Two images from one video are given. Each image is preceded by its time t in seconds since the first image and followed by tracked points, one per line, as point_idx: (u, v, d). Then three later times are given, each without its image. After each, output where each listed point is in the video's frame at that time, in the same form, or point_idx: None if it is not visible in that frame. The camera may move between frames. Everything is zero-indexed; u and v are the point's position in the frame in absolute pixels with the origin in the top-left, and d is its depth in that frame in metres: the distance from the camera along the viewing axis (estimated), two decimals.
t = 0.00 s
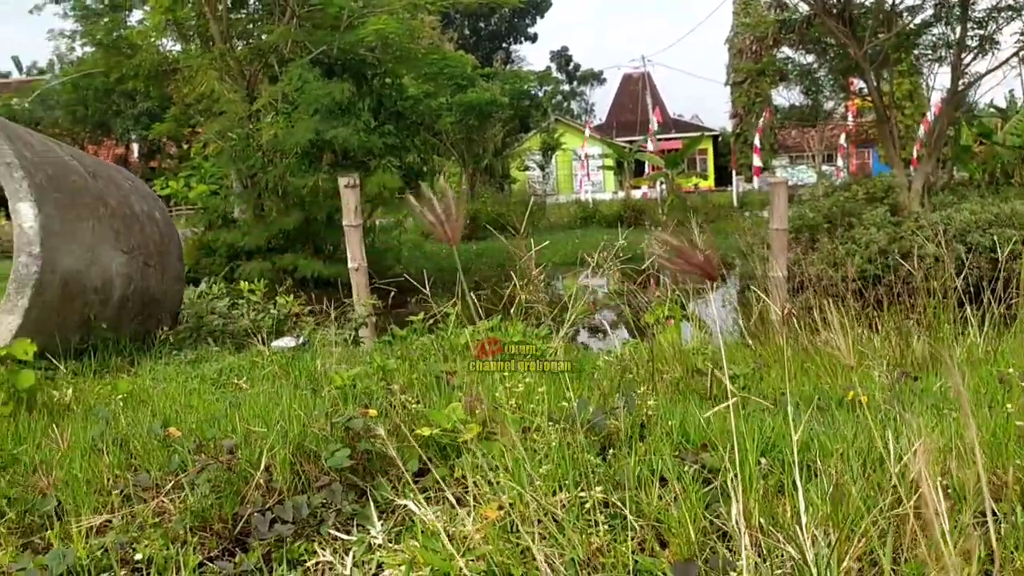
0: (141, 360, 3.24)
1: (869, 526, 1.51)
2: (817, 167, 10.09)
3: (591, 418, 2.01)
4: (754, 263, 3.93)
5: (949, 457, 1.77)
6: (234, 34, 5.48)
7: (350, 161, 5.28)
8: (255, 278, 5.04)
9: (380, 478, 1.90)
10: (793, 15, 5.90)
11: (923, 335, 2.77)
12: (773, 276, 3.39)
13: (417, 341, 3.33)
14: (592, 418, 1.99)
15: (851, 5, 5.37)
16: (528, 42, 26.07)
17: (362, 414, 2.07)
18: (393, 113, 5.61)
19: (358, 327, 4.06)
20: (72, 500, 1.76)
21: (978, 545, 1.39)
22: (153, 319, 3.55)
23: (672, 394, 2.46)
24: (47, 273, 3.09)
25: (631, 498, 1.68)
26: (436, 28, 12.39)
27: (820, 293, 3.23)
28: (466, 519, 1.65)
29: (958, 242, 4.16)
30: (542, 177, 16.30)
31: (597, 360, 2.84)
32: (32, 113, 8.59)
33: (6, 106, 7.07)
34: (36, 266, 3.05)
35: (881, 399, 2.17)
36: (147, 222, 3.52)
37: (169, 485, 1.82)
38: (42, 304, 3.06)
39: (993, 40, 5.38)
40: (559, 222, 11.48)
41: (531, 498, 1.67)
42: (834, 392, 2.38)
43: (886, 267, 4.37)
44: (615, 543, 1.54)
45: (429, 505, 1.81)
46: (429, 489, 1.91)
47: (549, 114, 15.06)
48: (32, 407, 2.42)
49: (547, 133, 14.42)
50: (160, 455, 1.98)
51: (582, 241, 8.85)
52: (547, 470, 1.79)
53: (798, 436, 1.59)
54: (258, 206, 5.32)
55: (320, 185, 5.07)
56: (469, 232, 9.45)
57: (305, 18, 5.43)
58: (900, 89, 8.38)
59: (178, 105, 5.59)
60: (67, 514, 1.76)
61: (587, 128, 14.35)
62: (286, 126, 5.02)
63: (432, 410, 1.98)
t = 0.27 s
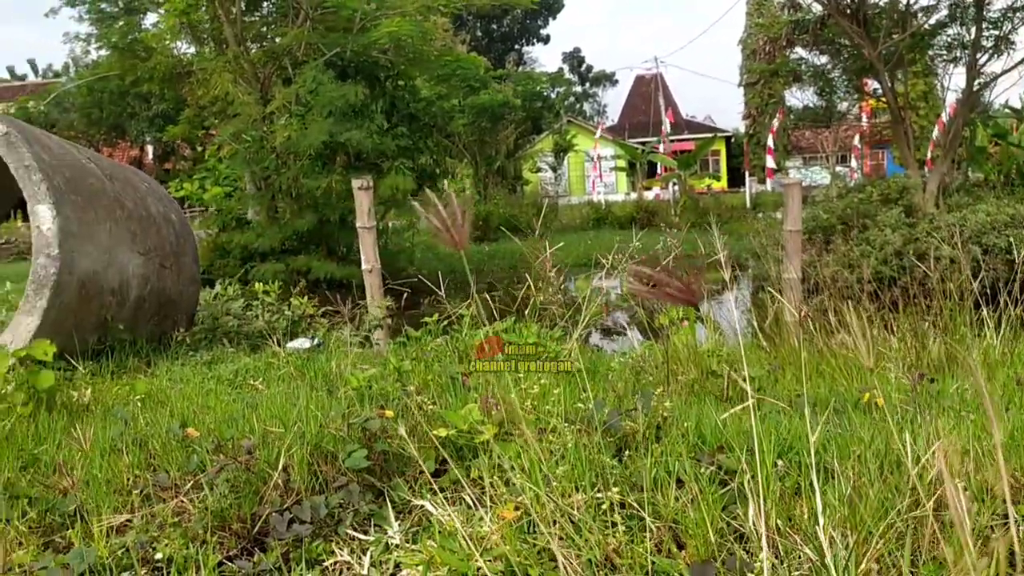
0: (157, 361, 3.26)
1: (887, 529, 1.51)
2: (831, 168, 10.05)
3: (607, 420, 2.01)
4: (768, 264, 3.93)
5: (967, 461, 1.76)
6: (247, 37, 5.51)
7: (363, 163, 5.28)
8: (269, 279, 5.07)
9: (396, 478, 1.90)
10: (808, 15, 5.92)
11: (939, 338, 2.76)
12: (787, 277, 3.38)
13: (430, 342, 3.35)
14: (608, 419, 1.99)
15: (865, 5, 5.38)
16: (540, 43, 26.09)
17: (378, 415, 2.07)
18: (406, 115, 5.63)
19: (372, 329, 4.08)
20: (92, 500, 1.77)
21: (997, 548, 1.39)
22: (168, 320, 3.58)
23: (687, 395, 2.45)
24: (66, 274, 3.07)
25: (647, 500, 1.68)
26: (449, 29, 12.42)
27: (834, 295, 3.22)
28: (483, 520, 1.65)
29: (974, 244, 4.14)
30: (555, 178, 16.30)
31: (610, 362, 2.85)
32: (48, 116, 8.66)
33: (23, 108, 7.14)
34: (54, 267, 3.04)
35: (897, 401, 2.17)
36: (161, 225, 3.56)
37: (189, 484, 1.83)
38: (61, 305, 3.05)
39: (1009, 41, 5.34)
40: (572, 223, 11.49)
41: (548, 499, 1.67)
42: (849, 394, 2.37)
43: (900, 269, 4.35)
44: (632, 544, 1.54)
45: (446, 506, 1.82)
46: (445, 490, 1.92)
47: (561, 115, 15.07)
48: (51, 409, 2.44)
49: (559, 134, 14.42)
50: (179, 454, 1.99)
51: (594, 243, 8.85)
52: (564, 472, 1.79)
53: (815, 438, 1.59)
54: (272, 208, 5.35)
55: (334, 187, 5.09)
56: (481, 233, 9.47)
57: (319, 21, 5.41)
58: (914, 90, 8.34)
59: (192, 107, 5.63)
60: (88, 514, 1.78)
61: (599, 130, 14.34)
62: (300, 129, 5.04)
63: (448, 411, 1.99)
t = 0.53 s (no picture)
0: (165, 364, 3.27)
1: (898, 533, 1.50)
2: (839, 170, 10.03)
3: (613, 422, 2.01)
4: (775, 267, 3.92)
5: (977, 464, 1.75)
6: (255, 40, 5.52)
7: (370, 166, 5.29)
8: (276, 282, 5.08)
9: (404, 481, 1.90)
10: (814, 17, 5.86)
11: (948, 341, 2.75)
12: (794, 280, 3.38)
13: (435, 346, 3.35)
14: (615, 423, 1.99)
15: (872, 7, 5.38)
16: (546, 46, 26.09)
17: (386, 419, 2.07)
18: (413, 117, 5.64)
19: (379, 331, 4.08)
20: (100, 503, 1.78)
21: (1008, 552, 1.38)
22: (175, 322, 3.60)
23: (694, 398, 2.45)
24: (73, 277, 3.07)
25: (653, 502, 1.68)
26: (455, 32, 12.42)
27: (840, 300, 3.22)
28: (489, 523, 1.65)
29: (982, 247, 4.12)
30: (561, 181, 16.29)
31: (618, 366, 2.84)
32: (55, 118, 8.69)
33: (31, 111, 7.16)
34: (61, 270, 3.03)
35: (905, 404, 2.16)
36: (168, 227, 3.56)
37: (196, 487, 1.84)
38: (69, 308, 3.05)
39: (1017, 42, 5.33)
40: (579, 226, 11.47)
41: (554, 501, 1.67)
42: (857, 397, 2.37)
43: (908, 272, 4.34)
44: (639, 549, 1.54)
45: (453, 509, 1.81)
46: (451, 493, 1.92)
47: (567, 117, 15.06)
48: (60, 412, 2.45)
49: (565, 136, 14.42)
50: (187, 457, 2.00)
51: (601, 245, 8.84)
52: (571, 475, 1.78)
53: (822, 441, 1.58)
54: (279, 210, 5.36)
55: (341, 189, 5.09)
56: (488, 236, 9.47)
57: (326, 23, 5.43)
58: (922, 92, 8.32)
59: (200, 110, 5.65)
60: (96, 517, 1.78)
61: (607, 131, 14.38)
62: (307, 131, 5.04)
63: (455, 414, 1.99)
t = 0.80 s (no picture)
0: (172, 368, 3.28)
1: (907, 539, 1.50)
2: (845, 173, 10.01)
3: (621, 428, 2.00)
4: (781, 271, 3.91)
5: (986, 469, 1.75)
6: (261, 44, 5.53)
7: (376, 169, 5.30)
8: (282, 285, 5.09)
9: (411, 485, 1.90)
10: (820, 20, 5.84)
11: (956, 346, 2.74)
12: (801, 284, 3.37)
13: (441, 350, 3.35)
14: (622, 428, 1.99)
15: (879, 10, 5.35)
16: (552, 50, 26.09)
17: (394, 423, 2.08)
18: (419, 121, 5.66)
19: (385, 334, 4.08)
20: (109, 507, 1.78)
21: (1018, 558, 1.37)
22: (183, 325, 3.61)
23: (701, 402, 2.45)
24: (81, 281, 3.07)
25: (661, 507, 1.68)
26: (461, 36, 12.42)
27: (847, 304, 3.21)
28: (497, 528, 1.65)
29: (990, 250, 4.11)
30: (567, 185, 16.28)
31: (625, 370, 2.84)
32: (62, 122, 8.71)
33: (38, 116, 7.18)
34: (70, 273, 3.04)
35: (914, 409, 2.15)
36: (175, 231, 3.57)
37: (205, 492, 1.84)
38: (77, 311, 3.05)
39: None
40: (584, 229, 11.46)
41: (562, 506, 1.67)
42: (865, 402, 2.36)
43: (915, 275, 4.32)
44: (647, 554, 1.54)
45: (461, 514, 1.81)
46: (458, 498, 1.92)
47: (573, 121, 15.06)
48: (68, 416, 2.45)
49: (571, 140, 14.41)
50: (195, 462, 2.00)
51: (607, 248, 8.83)
52: (578, 480, 1.78)
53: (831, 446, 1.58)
54: (285, 214, 5.37)
55: (347, 193, 5.10)
56: (494, 239, 9.46)
57: (332, 27, 5.44)
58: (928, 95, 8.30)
59: (206, 114, 5.66)
60: (105, 521, 1.79)
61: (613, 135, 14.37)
62: (313, 135, 5.05)
63: (463, 419, 1.99)
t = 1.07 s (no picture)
0: (180, 376, 3.28)
1: (918, 550, 1.49)
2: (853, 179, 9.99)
3: (630, 437, 2.00)
4: (789, 277, 3.90)
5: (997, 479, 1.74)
6: (270, 51, 5.55)
7: (384, 176, 5.32)
8: (289, 291, 5.10)
9: (420, 494, 1.90)
10: (828, 27, 5.78)
11: (965, 353, 2.73)
12: (808, 290, 3.36)
13: (449, 357, 3.35)
14: (631, 437, 1.98)
15: (886, 17, 5.33)
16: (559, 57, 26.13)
17: (403, 432, 2.08)
18: (426, 128, 5.68)
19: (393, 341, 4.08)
20: (120, 515, 1.79)
21: None
22: (191, 332, 3.62)
23: (710, 410, 2.44)
24: (91, 288, 3.07)
25: (670, 517, 1.67)
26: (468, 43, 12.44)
27: (855, 311, 3.20)
28: (506, 538, 1.65)
29: (999, 257, 4.09)
30: (574, 191, 16.27)
31: (633, 378, 2.83)
32: (71, 130, 8.75)
33: (47, 123, 7.21)
34: (80, 281, 3.04)
35: (924, 419, 2.14)
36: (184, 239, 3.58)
37: (214, 501, 1.84)
38: (87, 319, 3.05)
39: None
40: (592, 236, 11.45)
41: (571, 516, 1.67)
42: (874, 410, 2.35)
43: (924, 282, 4.31)
44: (657, 565, 1.53)
45: (470, 523, 1.81)
46: (467, 507, 1.91)
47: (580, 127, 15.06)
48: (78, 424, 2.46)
49: (579, 146, 14.41)
50: (204, 470, 2.00)
51: (614, 255, 8.82)
52: (587, 490, 1.78)
53: (840, 457, 1.57)
54: (293, 221, 5.38)
55: (355, 200, 5.11)
56: (501, 246, 9.46)
57: (340, 35, 5.44)
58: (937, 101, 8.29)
59: (215, 121, 5.68)
60: (115, 530, 1.79)
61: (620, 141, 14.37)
62: (321, 142, 5.06)
63: (472, 429, 1.99)
